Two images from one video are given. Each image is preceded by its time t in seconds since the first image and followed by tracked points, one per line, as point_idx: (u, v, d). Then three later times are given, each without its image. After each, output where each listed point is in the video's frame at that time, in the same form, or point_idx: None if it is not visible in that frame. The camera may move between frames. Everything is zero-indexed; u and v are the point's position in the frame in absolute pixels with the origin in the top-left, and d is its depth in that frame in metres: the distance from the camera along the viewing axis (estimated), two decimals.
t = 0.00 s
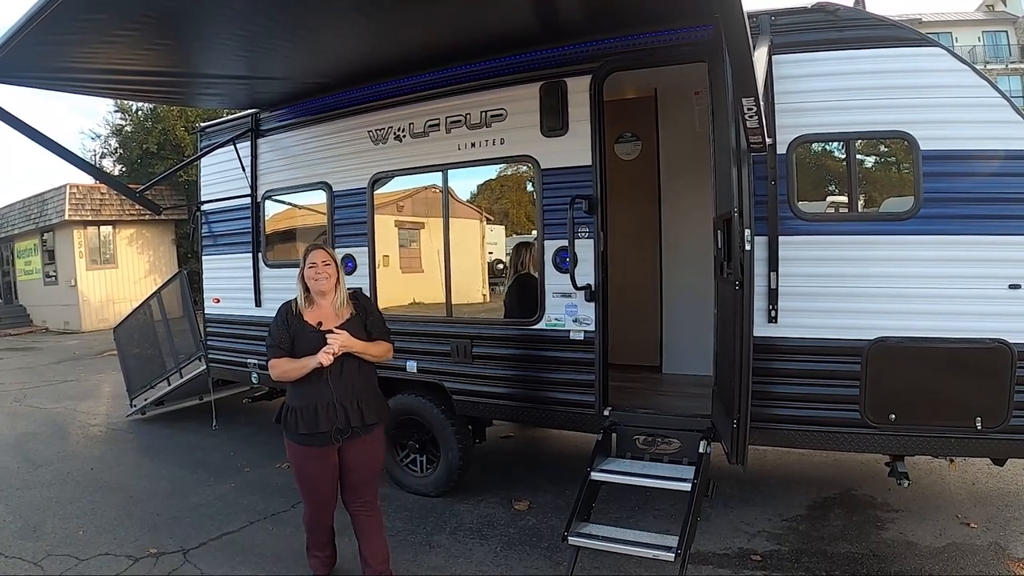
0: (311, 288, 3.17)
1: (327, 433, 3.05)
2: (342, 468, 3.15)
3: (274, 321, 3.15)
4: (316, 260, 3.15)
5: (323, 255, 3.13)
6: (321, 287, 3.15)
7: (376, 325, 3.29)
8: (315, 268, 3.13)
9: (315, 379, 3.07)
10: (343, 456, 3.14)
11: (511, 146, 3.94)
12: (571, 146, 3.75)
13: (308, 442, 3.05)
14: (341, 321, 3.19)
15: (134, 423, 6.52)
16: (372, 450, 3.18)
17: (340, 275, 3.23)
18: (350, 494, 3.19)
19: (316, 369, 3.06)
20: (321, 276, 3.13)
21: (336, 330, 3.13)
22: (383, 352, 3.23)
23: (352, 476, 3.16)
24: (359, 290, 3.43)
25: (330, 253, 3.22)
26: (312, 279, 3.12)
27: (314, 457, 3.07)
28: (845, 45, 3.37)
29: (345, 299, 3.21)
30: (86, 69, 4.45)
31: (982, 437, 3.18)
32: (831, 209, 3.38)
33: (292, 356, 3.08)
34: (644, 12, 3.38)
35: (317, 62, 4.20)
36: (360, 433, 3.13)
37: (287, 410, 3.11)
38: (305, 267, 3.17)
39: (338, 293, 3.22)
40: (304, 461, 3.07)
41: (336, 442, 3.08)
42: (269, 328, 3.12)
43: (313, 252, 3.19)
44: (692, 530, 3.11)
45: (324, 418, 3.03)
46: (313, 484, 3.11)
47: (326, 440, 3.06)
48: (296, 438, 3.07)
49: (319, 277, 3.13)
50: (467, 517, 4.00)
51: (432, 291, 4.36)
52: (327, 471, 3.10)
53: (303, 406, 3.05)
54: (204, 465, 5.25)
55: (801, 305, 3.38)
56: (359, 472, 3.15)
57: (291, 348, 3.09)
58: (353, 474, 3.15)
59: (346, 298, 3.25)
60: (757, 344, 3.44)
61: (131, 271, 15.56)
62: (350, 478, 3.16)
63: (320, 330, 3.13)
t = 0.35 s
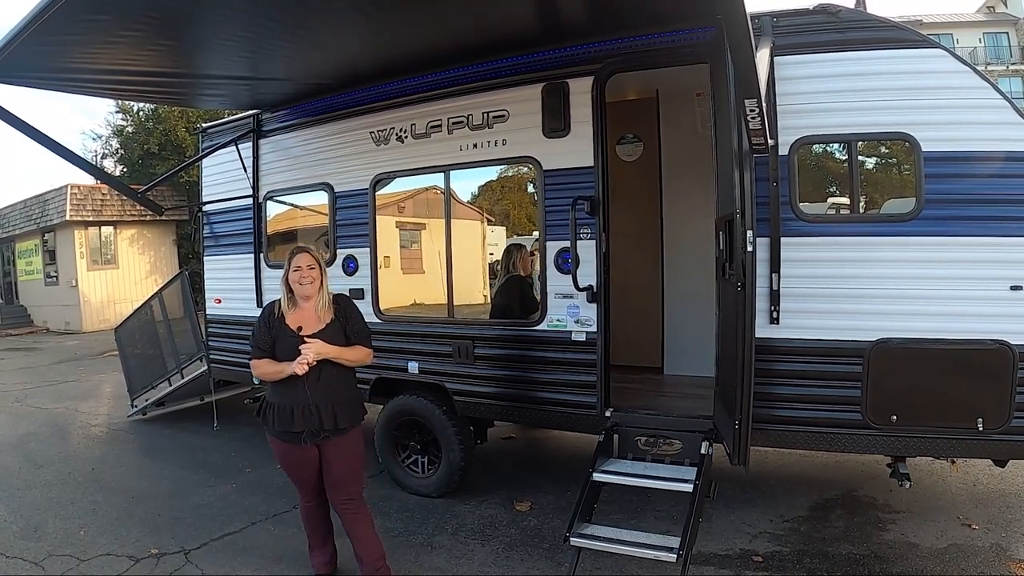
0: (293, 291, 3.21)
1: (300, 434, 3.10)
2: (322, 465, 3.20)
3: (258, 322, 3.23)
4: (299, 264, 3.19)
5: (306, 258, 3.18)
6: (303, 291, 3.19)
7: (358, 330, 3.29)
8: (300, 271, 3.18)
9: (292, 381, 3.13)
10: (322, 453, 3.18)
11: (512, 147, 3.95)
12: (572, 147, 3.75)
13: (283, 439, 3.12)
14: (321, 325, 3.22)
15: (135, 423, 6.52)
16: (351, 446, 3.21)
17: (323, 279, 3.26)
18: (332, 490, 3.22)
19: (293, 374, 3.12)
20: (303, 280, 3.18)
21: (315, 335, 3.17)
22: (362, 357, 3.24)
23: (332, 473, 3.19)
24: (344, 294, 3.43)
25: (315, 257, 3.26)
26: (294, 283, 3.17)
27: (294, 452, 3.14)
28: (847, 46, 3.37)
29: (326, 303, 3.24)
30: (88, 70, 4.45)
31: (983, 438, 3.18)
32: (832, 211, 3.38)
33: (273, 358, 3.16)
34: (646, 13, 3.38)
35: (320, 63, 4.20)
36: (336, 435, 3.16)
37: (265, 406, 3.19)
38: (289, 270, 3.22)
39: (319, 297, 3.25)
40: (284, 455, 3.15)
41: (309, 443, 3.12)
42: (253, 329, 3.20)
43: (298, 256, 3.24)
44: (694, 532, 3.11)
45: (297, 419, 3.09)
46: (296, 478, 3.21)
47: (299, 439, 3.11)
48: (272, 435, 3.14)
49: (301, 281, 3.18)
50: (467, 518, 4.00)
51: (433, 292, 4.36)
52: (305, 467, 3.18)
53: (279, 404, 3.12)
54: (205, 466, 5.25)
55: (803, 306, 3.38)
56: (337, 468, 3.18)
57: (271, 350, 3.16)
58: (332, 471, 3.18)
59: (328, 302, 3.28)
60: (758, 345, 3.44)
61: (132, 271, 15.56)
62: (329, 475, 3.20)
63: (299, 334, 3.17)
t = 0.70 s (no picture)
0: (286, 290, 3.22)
1: (302, 430, 3.12)
2: (321, 461, 3.22)
3: (249, 325, 3.18)
4: (288, 262, 3.22)
5: (294, 254, 3.22)
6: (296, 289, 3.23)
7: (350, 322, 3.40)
8: (292, 271, 3.20)
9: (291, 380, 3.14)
10: (320, 450, 3.20)
11: (515, 145, 3.94)
12: (576, 146, 3.75)
13: (284, 437, 3.13)
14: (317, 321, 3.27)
15: (137, 421, 6.53)
16: (348, 442, 3.25)
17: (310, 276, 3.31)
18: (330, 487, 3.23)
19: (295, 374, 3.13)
20: (296, 277, 3.21)
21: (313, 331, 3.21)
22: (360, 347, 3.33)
23: (330, 469, 3.21)
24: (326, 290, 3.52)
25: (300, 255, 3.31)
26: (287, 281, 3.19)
27: (293, 449, 3.15)
28: (851, 46, 3.37)
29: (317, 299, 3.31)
30: (91, 67, 4.45)
31: (986, 439, 3.17)
32: (835, 210, 3.37)
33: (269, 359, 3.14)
34: (650, 12, 3.38)
35: (323, 61, 4.20)
36: (336, 430, 3.20)
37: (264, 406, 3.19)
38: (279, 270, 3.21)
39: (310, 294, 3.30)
40: (284, 452, 3.15)
41: (310, 439, 3.15)
42: (245, 331, 3.15)
43: (284, 255, 3.25)
44: (696, 531, 3.11)
45: (300, 416, 3.11)
46: (295, 477, 3.22)
47: (301, 436, 3.13)
48: (273, 433, 3.15)
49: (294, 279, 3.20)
50: (469, 517, 4.00)
51: (436, 291, 4.36)
52: (305, 464, 3.18)
53: (280, 402, 3.13)
54: (207, 464, 5.26)
55: (807, 306, 3.38)
56: (336, 463, 3.21)
57: (267, 351, 3.14)
58: (331, 467, 3.20)
59: (318, 299, 3.34)
60: (762, 345, 3.44)
61: (134, 269, 15.57)
62: (328, 471, 3.21)
63: (297, 334, 3.19)
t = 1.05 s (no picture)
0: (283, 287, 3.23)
1: (308, 425, 3.13)
2: (322, 458, 3.21)
3: (247, 323, 3.18)
4: (285, 260, 3.23)
5: (291, 252, 3.23)
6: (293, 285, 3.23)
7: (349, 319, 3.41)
8: (286, 267, 3.21)
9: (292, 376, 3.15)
10: (322, 446, 3.20)
11: (516, 144, 3.94)
12: (576, 145, 3.75)
13: (289, 434, 3.13)
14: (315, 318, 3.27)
15: (137, 418, 6.53)
16: (350, 438, 3.26)
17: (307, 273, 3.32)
18: (331, 484, 3.23)
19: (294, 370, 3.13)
20: (292, 274, 3.21)
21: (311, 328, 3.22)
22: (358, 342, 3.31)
23: (330, 465, 3.21)
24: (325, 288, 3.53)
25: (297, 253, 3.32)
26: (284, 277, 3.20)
27: (294, 445, 3.14)
28: (852, 45, 3.36)
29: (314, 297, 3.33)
30: (92, 65, 4.45)
31: (985, 439, 3.17)
32: (835, 210, 3.37)
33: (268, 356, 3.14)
34: (651, 11, 3.37)
35: (324, 58, 4.20)
36: (341, 424, 3.23)
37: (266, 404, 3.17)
38: (275, 267, 3.22)
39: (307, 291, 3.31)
40: (285, 449, 3.15)
41: (316, 435, 3.16)
42: (244, 329, 3.15)
43: (280, 253, 3.26)
44: (696, 530, 3.11)
45: (305, 410, 3.11)
46: (296, 474, 3.21)
47: (306, 431, 3.14)
48: (277, 430, 3.14)
49: (291, 276, 3.21)
50: (469, 515, 4.00)
51: (435, 289, 4.36)
52: (306, 461, 3.18)
53: (284, 399, 3.13)
54: (207, 461, 5.26)
55: (807, 305, 3.38)
56: (337, 460, 3.21)
57: (266, 348, 3.13)
58: (332, 464, 3.21)
59: (315, 296, 3.36)
60: (761, 344, 3.44)
61: (134, 266, 15.58)
62: (329, 468, 3.22)
63: (295, 329, 3.18)
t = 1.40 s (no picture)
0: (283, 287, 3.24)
1: (306, 427, 3.13)
2: (320, 459, 3.22)
3: (248, 322, 3.17)
4: (286, 261, 3.23)
5: (291, 253, 3.24)
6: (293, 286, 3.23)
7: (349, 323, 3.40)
8: (287, 267, 3.22)
9: (292, 377, 3.15)
10: (320, 447, 3.20)
11: (516, 144, 3.94)
12: (576, 146, 3.75)
13: (288, 435, 3.13)
14: (315, 318, 3.28)
15: (136, 419, 6.53)
16: (348, 438, 3.26)
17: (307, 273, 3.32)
18: (329, 484, 3.24)
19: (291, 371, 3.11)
20: (292, 274, 3.22)
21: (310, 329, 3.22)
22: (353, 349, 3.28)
23: (328, 466, 3.21)
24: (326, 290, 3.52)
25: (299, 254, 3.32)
26: (283, 277, 3.20)
27: (292, 446, 3.14)
28: (852, 47, 3.37)
29: (316, 298, 3.33)
30: (93, 65, 4.45)
31: (984, 441, 3.17)
32: (835, 211, 3.37)
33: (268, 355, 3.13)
34: (651, 12, 3.37)
35: (324, 59, 4.20)
36: (339, 426, 3.23)
37: (265, 404, 3.17)
38: (276, 267, 3.23)
39: (308, 292, 3.32)
40: (284, 450, 3.15)
41: (314, 436, 3.16)
42: (245, 328, 3.14)
43: (281, 253, 3.27)
44: (695, 531, 3.11)
45: (304, 412, 3.11)
46: (294, 475, 3.21)
47: (304, 432, 3.14)
48: (275, 431, 3.14)
49: (291, 276, 3.21)
50: (468, 516, 4.00)
51: (435, 290, 4.36)
52: (304, 462, 3.18)
53: (283, 400, 3.13)
54: (207, 462, 5.26)
55: (806, 307, 3.38)
56: (335, 461, 3.22)
57: (266, 348, 3.13)
58: (331, 465, 3.21)
59: (316, 297, 3.36)
60: (761, 345, 3.44)
61: (134, 266, 15.59)
62: (327, 469, 3.22)
63: (295, 330, 3.19)
